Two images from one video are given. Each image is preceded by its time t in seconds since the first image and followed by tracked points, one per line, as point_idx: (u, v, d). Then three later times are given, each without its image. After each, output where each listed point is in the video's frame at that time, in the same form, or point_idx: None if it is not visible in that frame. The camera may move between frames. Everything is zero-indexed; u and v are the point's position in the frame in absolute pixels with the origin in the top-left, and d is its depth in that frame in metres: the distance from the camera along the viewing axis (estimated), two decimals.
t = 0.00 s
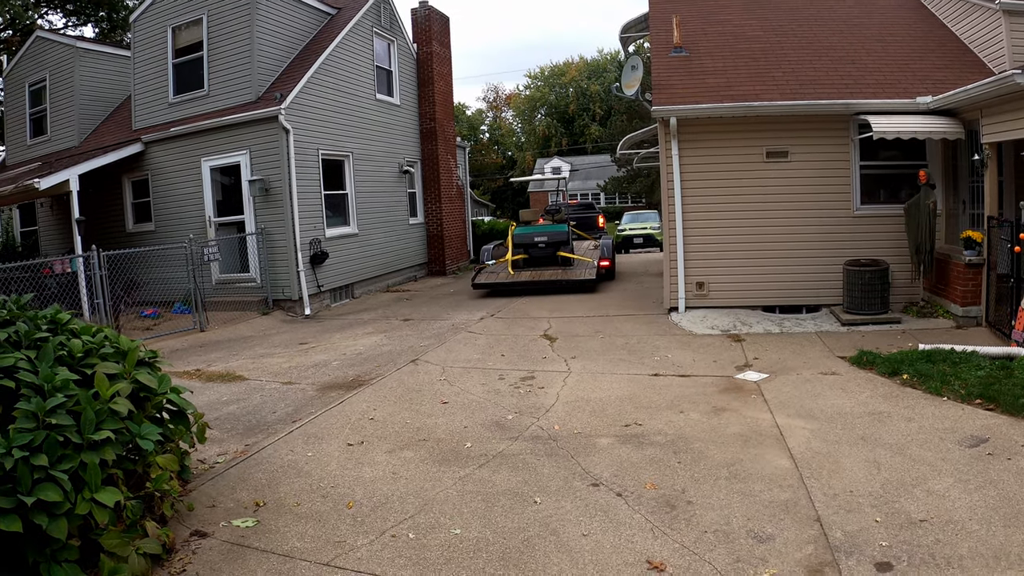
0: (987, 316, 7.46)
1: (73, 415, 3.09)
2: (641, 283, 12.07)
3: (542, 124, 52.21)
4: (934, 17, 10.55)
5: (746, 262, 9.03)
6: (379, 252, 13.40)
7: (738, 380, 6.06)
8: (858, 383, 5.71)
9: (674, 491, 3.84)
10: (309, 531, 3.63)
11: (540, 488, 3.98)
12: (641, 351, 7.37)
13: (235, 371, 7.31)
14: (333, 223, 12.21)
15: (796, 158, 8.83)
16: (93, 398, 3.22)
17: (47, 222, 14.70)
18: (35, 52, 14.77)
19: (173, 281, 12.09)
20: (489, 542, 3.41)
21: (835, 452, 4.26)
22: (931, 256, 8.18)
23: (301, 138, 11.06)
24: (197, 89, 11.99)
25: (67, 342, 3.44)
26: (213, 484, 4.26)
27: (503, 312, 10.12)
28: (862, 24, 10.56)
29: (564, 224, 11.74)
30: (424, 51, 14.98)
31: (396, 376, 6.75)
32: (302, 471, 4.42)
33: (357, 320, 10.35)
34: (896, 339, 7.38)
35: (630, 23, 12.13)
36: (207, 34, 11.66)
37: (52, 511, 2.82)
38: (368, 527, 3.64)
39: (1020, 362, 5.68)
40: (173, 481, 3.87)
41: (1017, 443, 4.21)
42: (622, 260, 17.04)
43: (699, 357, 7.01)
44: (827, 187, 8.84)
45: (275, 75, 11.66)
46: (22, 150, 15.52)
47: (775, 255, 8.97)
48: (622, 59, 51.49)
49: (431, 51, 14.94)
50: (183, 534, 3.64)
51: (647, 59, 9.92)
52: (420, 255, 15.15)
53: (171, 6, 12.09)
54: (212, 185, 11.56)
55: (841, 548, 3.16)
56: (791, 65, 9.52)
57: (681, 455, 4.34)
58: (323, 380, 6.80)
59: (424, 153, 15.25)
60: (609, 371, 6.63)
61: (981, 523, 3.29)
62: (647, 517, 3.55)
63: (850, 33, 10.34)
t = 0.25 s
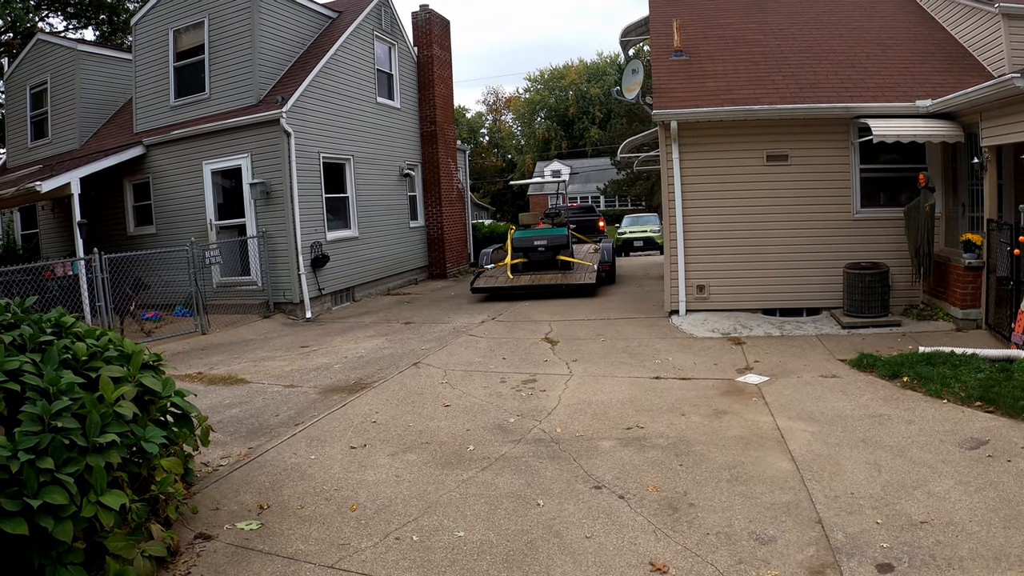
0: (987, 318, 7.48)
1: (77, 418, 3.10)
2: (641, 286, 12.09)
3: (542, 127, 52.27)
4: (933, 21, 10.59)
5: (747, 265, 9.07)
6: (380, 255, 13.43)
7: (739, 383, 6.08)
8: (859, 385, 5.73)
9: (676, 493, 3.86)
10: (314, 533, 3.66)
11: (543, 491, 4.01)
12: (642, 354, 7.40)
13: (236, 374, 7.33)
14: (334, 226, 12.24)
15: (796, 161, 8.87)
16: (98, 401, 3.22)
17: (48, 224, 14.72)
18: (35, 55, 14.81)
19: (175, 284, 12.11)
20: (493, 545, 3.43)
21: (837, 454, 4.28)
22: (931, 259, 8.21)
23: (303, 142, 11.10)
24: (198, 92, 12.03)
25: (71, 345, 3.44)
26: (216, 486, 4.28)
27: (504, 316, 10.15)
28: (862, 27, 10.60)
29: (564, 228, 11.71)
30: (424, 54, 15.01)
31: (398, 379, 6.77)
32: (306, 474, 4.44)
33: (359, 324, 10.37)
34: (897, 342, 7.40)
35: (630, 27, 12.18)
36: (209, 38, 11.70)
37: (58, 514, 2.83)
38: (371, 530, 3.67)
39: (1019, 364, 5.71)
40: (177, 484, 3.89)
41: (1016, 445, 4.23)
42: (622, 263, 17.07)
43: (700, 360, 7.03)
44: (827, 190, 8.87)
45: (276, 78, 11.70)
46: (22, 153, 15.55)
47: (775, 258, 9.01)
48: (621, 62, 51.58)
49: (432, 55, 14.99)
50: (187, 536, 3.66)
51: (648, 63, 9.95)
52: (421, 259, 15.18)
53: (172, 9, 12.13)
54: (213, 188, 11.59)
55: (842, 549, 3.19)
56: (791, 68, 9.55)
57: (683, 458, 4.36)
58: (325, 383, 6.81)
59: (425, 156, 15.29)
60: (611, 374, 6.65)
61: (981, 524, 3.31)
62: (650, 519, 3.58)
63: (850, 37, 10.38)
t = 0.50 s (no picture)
0: (986, 320, 7.51)
1: (81, 420, 3.10)
2: (641, 289, 12.12)
3: (542, 129, 52.31)
4: (932, 24, 10.63)
5: (747, 268, 9.10)
6: (381, 257, 13.45)
7: (740, 386, 6.09)
8: (859, 388, 5.75)
9: (677, 495, 3.88)
10: (316, 535, 3.67)
11: (545, 493, 4.02)
12: (643, 357, 7.41)
13: (237, 377, 7.34)
14: (335, 229, 12.27)
15: (796, 164, 8.89)
16: (101, 403, 3.23)
17: (49, 227, 14.74)
18: (36, 58, 14.84)
19: (176, 286, 12.12)
20: (495, 547, 3.45)
21: (837, 457, 4.30)
22: (930, 261, 8.25)
23: (303, 145, 11.12)
24: (199, 95, 12.05)
25: (74, 347, 3.45)
26: (219, 489, 4.30)
27: (504, 318, 10.17)
28: (862, 30, 10.63)
29: (564, 230, 11.58)
30: (425, 57, 15.04)
31: (400, 381, 6.78)
32: (308, 476, 4.45)
33: (359, 326, 10.39)
34: (897, 344, 7.42)
35: (630, 30, 12.22)
36: (210, 41, 11.73)
37: (62, 516, 2.83)
38: (374, 532, 3.68)
39: (1019, 366, 5.73)
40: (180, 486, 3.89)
41: (1016, 447, 4.25)
42: (622, 266, 17.09)
43: (700, 363, 7.05)
44: (826, 193, 8.90)
45: (277, 81, 11.73)
46: (23, 156, 15.57)
47: (775, 261, 9.03)
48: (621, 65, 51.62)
49: (432, 58, 15.02)
50: (190, 539, 3.67)
51: (648, 66, 9.98)
52: (422, 261, 15.21)
53: (173, 12, 12.17)
54: (214, 191, 11.61)
55: (843, 551, 3.20)
56: (791, 72, 9.59)
57: (684, 460, 4.38)
58: (326, 386, 6.83)
59: (425, 159, 15.33)
60: (612, 377, 6.66)
61: (981, 526, 3.33)
62: (651, 521, 3.59)
63: (849, 40, 10.41)
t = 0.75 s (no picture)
0: (986, 323, 7.52)
1: (83, 422, 3.11)
2: (642, 292, 12.13)
3: (542, 132, 52.33)
4: (932, 27, 10.66)
5: (747, 271, 9.11)
6: (381, 260, 13.47)
7: (740, 388, 6.10)
8: (858, 390, 5.76)
9: (677, 497, 3.89)
10: (317, 537, 3.68)
11: (546, 495, 4.03)
12: (643, 360, 7.42)
13: (238, 380, 7.34)
14: (335, 232, 12.29)
15: (796, 167, 8.91)
16: (102, 406, 3.24)
17: (50, 229, 14.76)
18: (38, 60, 14.87)
19: (176, 289, 12.13)
20: (496, 549, 3.46)
21: (837, 459, 4.31)
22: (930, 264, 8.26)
23: (304, 148, 11.15)
24: (201, 97, 12.08)
25: (77, 350, 3.46)
26: (220, 491, 4.31)
27: (504, 321, 10.18)
28: (861, 33, 10.66)
29: (563, 234, 11.59)
30: (425, 60, 15.08)
31: (400, 384, 6.79)
32: (309, 479, 4.46)
33: (360, 329, 10.40)
34: (896, 347, 7.43)
35: (630, 33, 12.25)
36: (211, 44, 11.76)
37: (64, 518, 2.84)
38: (375, 534, 3.69)
39: (1019, 369, 5.74)
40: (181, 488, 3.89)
41: (1016, 449, 4.26)
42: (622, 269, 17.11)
43: (701, 366, 7.06)
44: (826, 196, 8.92)
45: (278, 84, 11.76)
46: (24, 158, 15.59)
47: (775, 264, 9.05)
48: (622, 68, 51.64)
49: (432, 61, 15.06)
50: (192, 540, 3.68)
51: (648, 69, 10.00)
52: (422, 264, 15.23)
53: (174, 15, 12.21)
54: (215, 194, 11.64)
55: (843, 553, 3.21)
56: (791, 75, 9.61)
57: (684, 463, 4.39)
58: (327, 388, 6.84)
59: (426, 162, 15.36)
60: (612, 379, 6.67)
61: (980, 527, 3.34)
62: (651, 523, 3.60)
63: (849, 43, 10.44)
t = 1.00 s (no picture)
0: (985, 325, 7.53)
1: (84, 423, 3.12)
2: (641, 295, 12.14)
3: (542, 135, 52.37)
4: (931, 30, 10.68)
5: (747, 274, 9.12)
6: (382, 263, 13.49)
7: (739, 391, 6.11)
8: (858, 393, 5.76)
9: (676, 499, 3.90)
10: (317, 539, 3.68)
11: (545, 497, 4.04)
12: (642, 362, 7.43)
13: (238, 382, 7.35)
14: (335, 235, 12.30)
15: (795, 169, 8.93)
16: (102, 407, 3.24)
17: (50, 232, 14.77)
18: (38, 63, 14.89)
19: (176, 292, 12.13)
20: (495, 550, 3.46)
21: (836, 461, 4.31)
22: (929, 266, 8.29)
23: (305, 151, 11.17)
24: (201, 100, 12.11)
25: (77, 352, 3.47)
26: (220, 493, 4.31)
27: (504, 324, 10.18)
28: (860, 36, 10.68)
29: (561, 238, 11.64)
30: (425, 63, 15.11)
31: (400, 387, 6.79)
32: (308, 481, 4.47)
33: (360, 332, 10.40)
34: (896, 349, 7.44)
35: (630, 36, 12.28)
36: (211, 47, 11.79)
37: (64, 519, 2.84)
38: (374, 536, 3.69)
39: (1018, 371, 5.74)
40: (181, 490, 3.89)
41: (1015, 451, 4.26)
42: (622, 272, 17.11)
43: (700, 368, 7.06)
44: (826, 199, 8.93)
45: (278, 87, 11.78)
46: (24, 160, 15.61)
47: (775, 267, 9.06)
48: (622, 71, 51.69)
49: (432, 64, 15.10)
50: (191, 542, 3.69)
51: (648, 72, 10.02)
52: (422, 267, 15.25)
53: (175, 18, 12.24)
54: (215, 197, 11.65)
55: (841, 555, 3.22)
56: (791, 78, 9.63)
57: (683, 465, 4.39)
58: (327, 391, 6.84)
59: (426, 165, 15.38)
60: (612, 382, 6.67)
61: (979, 529, 3.34)
62: (650, 525, 3.61)
63: (848, 46, 10.46)
